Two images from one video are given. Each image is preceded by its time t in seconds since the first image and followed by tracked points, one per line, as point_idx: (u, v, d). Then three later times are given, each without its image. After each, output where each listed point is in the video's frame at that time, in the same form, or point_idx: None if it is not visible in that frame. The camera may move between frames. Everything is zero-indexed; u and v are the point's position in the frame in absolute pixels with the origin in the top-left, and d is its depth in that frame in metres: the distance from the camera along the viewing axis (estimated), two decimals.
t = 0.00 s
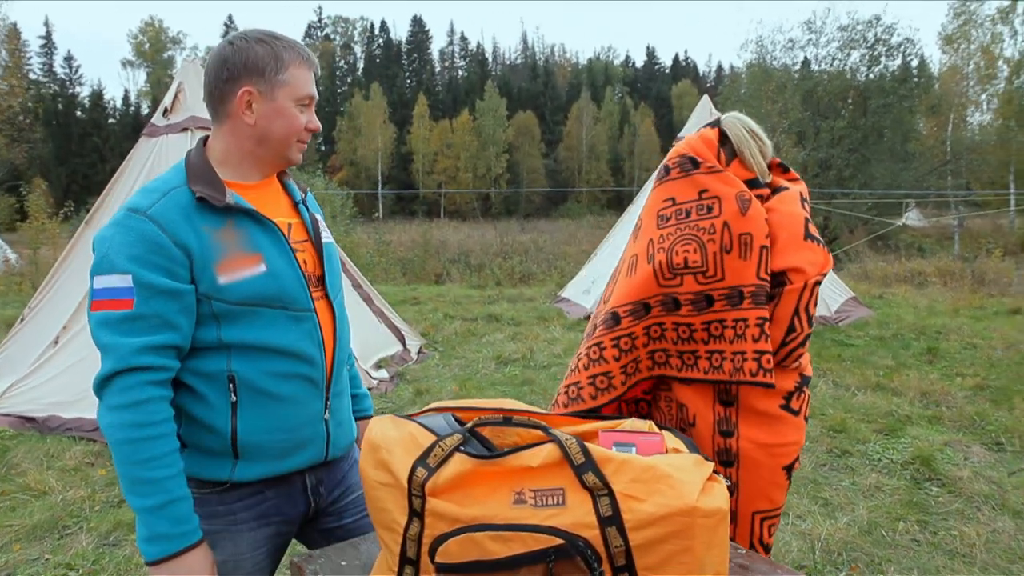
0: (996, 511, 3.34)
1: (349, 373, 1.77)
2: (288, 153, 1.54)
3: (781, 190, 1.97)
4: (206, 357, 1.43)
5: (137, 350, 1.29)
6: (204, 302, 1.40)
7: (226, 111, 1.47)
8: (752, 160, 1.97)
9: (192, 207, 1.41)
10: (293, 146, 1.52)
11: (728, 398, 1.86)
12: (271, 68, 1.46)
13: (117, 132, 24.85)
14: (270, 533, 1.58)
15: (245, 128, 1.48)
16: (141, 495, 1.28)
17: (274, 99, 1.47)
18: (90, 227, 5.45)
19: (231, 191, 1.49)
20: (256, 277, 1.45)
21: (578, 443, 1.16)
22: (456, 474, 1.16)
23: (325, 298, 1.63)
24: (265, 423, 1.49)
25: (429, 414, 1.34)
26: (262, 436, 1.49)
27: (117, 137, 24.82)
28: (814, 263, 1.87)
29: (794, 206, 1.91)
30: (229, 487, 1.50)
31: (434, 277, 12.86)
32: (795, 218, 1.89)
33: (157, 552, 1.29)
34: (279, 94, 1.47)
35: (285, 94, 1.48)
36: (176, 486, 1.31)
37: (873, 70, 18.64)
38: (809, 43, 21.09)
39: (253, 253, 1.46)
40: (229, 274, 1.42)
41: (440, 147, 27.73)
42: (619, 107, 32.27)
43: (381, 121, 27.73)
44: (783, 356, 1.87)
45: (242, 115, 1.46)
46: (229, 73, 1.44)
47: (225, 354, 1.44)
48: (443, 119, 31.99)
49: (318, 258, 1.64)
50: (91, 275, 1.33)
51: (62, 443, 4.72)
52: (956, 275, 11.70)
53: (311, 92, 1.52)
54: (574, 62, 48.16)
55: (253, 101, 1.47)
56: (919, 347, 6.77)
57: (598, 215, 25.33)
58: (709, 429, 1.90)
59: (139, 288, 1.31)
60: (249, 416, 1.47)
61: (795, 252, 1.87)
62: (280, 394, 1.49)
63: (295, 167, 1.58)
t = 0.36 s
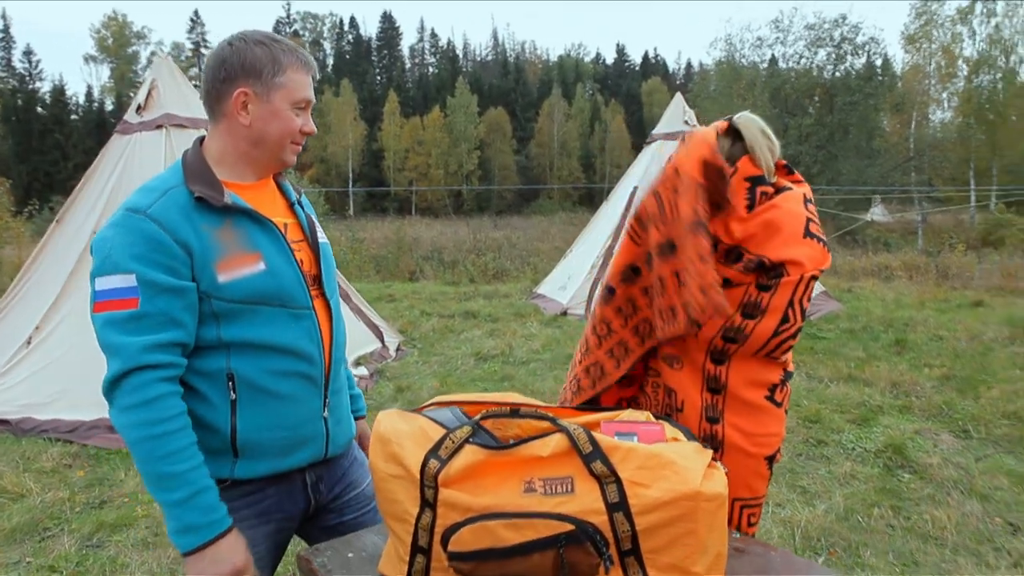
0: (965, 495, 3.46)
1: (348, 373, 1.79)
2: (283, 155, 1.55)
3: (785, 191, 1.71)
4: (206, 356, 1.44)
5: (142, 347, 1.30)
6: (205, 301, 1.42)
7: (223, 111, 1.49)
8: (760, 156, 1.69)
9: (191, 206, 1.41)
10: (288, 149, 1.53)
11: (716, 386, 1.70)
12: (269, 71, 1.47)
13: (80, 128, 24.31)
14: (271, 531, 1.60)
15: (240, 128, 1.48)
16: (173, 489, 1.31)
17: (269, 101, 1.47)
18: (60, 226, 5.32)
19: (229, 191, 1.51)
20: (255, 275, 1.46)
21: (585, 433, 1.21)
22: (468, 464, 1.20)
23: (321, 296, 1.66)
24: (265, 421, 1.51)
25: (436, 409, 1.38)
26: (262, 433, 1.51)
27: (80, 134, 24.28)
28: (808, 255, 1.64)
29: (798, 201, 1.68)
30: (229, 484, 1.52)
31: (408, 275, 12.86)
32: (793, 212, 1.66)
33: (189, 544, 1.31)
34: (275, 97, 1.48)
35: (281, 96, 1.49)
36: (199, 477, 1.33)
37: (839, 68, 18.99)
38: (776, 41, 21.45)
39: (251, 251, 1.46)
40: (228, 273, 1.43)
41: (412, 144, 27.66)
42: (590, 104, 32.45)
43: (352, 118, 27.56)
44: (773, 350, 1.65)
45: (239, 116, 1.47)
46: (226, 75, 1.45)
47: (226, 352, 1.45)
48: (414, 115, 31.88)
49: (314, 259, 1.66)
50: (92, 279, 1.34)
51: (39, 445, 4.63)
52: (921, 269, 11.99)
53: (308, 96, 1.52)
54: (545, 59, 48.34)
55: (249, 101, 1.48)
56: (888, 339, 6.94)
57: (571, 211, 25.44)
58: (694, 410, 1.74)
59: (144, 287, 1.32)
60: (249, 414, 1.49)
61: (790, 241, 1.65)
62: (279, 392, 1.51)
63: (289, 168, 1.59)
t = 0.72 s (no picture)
0: (938, 475, 3.58)
1: (352, 361, 1.81)
2: (285, 143, 1.56)
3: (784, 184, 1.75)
4: (216, 347, 1.46)
5: (151, 341, 1.32)
6: (212, 292, 1.43)
7: (225, 102, 1.49)
8: (773, 151, 1.78)
9: (195, 197, 1.43)
10: (289, 137, 1.54)
11: (703, 370, 1.67)
12: (269, 60, 1.48)
13: (45, 118, 23.76)
14: (278, 518, 1.63)
15: (241, 118, 1.49)
16: (181, 478, 1.34)
17: (270, 91, 1.48)
18: (34, 218, 5.16)
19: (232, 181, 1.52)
20: (260, 265, 1.47)
21: (586, 415, 1.24)
22: (474, 448, 1.23)
23: (326, 286, 1.68)
24: (272, 410, 1.53)
25: (438, 395, 1.41)
26: (269, 421, 1.53)
27: (46, 124, 23.68)
28: (797, 244, 1.64)
29: (796, 194, 1.70)
30: (238, 474, 1.54)
31: (386, 265, 12.82)
32: (788, 203, 1.68)
33: (194, 533, 1.35)
34: (276, 85, 1.49)
35: (281, 86, 1.49)
36: (208, 469, 1.36)
37: (811, 57, 19.41)
38: (750, 30, 21.59)
39: (256, 242, 1.48)
40: (233, 263, 1.45)
41: (386, 134, 27.46)
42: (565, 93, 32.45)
43: (325, 107, 27.24)
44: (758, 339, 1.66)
45: (239, 106, 1.48)
46: (226, 64, 1.46)
47: (233, 342, 1.47)
48: (389, 104, 31.64)
49: (317, 248, 1.69)
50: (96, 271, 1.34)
51: (19, 441, 4.58)
52: (893, 256, 12.21)
53: (307, 85, 1.53)
54: (519, 47, 48.20)
55: (249, 92, 1.49)
56: (862, 325, 7.09)
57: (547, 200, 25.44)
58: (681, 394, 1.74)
59: (151, 279, 1.33)
60: (257, 402, 1.51)
61: (780, 230, 1.65)
62: (288, 381, 1.53)
63: (289, 157, 1.60)
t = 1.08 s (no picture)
0: (928, 482, 3.62)
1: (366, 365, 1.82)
2: (306, 149, 1.57)
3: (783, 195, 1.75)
4: (231, 347, 1.47)
5: (168, 339, 1.32)
6: (229, 292, 1.44)
7: (249, 105, 1.50)
8: (773, 163, 1.77)
9: (217, 198, 1.44)
10: (311, 142, 1.55)
11: (698, 375, 1.68)
12: (294, 65, 1.49)
13: (34, 114, 23.57)
14: (290, 520, 1.63)
15: (265, 122, 1.50)
16: (189, 479, 1.33)
17: (294, 96, 1.49)
18: (26, 215, 5.13)
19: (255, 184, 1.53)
20: (277, 268, 1.48)
21: (594, 420, 1.26)
22: (482, 452, 1.24)
23: (344, 290, 1.69)
24: (286, 412, 1.53)
25: (444, 398, 1.42)
26: (283, 422, 1.53)
27: (35, 120, 23.46)
28: (790, 251, 1.65)
29: (792, 201, 1.71)
30: (250, 475, 1.54)
31: (377, 267, 12.80)
32: (784, 212, 1.69)
33: (201, 536, 1.35)
34: (300, 90, 1.49)
35: (306, 91, 1.50)
36: (216, 471, 1.36)
37: (802, 66, 19.42)
38: (742, 38, 21.73)
39: (275, 245, 1.49)
40: (252, 265, 1.45)
41: (378, 135, 27.43)
42: (557, 97, 32.56)
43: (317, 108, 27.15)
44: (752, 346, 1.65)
45: (263, 110, 1.49)
46: (252, 68, 1.46)
47: (249, 343, 1.47)
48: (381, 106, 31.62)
49: (336, 253, 1.69)
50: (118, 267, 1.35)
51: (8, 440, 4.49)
52: (881, 264, 12.31)
53: (332, 90, 1.53)
54: (512, 50, 48.31)
55: (274, 96, 1.49)
56: (852, 332, 7.15)
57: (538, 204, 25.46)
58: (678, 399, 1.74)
59: (170, 278, 1.34)
60: (271, 402, 1.51)
61: (775, 237, 1.66)
62: (302, 383, 1.54)
63: (311, 162, 1.61)
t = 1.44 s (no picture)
0: (929, 488, 3.62)
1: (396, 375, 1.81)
2: (339, 164, 1.56)
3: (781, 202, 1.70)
4: (265, 352, 1.47)
5: (206, 343, 1.33)
6: (265, 300, 1.44)
7: (287, 117, 1.50)
8: (768, 170, 1.71)
9: (256, 205, 1.44)
10: (345, 158, 1.54)
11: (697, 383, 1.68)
12: (335, 82, 1.48)
13: (31, 120, 23.49)
14: (307, 529, 1.63)
15: (302, 135, 1.50)
16: (221, 481, 1.34)
17: (331, 113, 1.48)
18: (25, 221, 5.14)
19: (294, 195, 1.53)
20: (314, 277, 1.49)
21: (604, 430, 1.26)
22: (492, 461, 1.24)
23: (376, 301, 1.68)
24: (318, 418, 1.53)
25: (453, 407, 1.42)
26: (315, 429, 1.53)
27: (32, 126, 23.38)
28: (781, 258, 1.62)
29: (784, 209, 1.67)
30: (277, 480, 1.55)
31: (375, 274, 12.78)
32: (775, 219, 1.65)
33: (233, 537, 1.35)
34: (337, 108, 1.48)
35: (343, 108, 1.49)
36: (249, 474, 1.36)
37: (799, 74, 19.55)
38: (739, 46, 21.80)
39: (310, 254, 1.49)
40: (289, 273, 1.46)
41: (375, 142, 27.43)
42: (554, 105, 32.63)
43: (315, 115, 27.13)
44: (749, 353, 1.64)
45: (300, 123, 1.49)
46: (292, 81, 1.47)
47: (282, 349, 1.47)
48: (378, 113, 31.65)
49: (370, 265, 1.68)
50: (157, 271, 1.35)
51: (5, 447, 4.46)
52: (879, 272, 12.32)
53: (370, 109, 1.52)
54: (509, 58, 48.44)
55: (312, 110, 1.49)
56: (850, 339, 7.15)
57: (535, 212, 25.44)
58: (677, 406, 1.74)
59: (209, 283, 1.34)
60: (303, 409, 1.51)
61: (766, 245, 1.64)
62: (335, 391, 1.54)
63: (346, 177, 1.60)
